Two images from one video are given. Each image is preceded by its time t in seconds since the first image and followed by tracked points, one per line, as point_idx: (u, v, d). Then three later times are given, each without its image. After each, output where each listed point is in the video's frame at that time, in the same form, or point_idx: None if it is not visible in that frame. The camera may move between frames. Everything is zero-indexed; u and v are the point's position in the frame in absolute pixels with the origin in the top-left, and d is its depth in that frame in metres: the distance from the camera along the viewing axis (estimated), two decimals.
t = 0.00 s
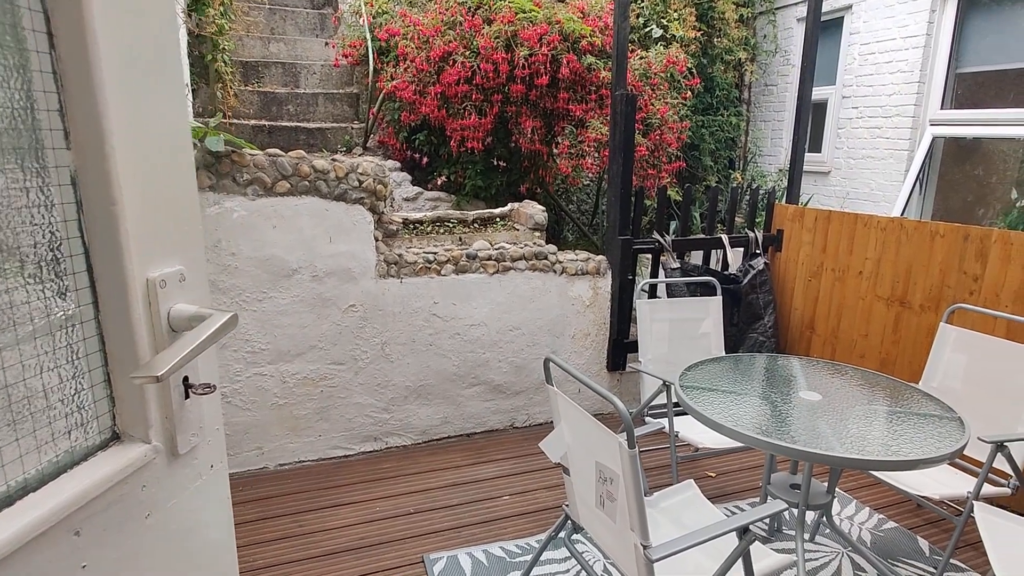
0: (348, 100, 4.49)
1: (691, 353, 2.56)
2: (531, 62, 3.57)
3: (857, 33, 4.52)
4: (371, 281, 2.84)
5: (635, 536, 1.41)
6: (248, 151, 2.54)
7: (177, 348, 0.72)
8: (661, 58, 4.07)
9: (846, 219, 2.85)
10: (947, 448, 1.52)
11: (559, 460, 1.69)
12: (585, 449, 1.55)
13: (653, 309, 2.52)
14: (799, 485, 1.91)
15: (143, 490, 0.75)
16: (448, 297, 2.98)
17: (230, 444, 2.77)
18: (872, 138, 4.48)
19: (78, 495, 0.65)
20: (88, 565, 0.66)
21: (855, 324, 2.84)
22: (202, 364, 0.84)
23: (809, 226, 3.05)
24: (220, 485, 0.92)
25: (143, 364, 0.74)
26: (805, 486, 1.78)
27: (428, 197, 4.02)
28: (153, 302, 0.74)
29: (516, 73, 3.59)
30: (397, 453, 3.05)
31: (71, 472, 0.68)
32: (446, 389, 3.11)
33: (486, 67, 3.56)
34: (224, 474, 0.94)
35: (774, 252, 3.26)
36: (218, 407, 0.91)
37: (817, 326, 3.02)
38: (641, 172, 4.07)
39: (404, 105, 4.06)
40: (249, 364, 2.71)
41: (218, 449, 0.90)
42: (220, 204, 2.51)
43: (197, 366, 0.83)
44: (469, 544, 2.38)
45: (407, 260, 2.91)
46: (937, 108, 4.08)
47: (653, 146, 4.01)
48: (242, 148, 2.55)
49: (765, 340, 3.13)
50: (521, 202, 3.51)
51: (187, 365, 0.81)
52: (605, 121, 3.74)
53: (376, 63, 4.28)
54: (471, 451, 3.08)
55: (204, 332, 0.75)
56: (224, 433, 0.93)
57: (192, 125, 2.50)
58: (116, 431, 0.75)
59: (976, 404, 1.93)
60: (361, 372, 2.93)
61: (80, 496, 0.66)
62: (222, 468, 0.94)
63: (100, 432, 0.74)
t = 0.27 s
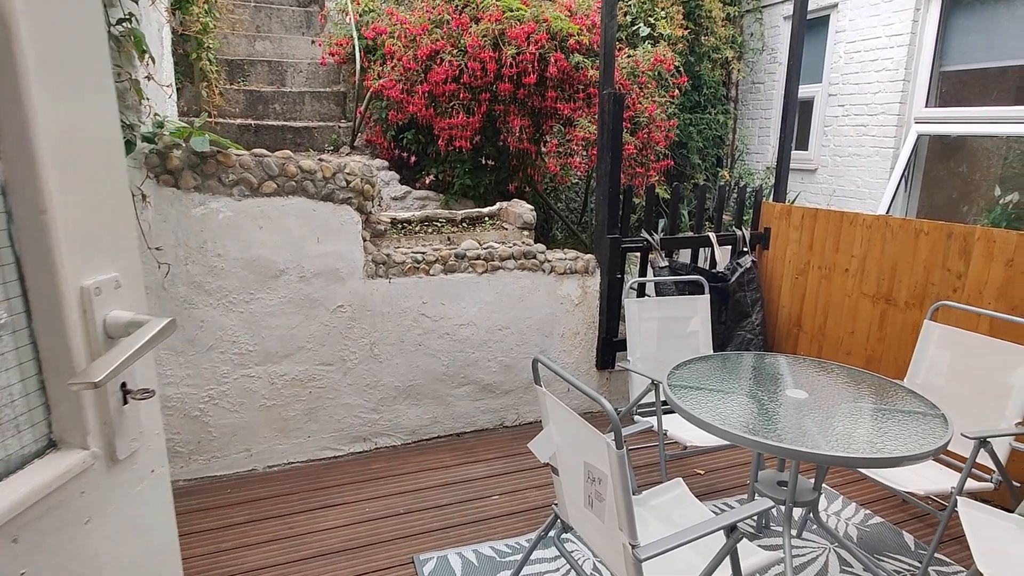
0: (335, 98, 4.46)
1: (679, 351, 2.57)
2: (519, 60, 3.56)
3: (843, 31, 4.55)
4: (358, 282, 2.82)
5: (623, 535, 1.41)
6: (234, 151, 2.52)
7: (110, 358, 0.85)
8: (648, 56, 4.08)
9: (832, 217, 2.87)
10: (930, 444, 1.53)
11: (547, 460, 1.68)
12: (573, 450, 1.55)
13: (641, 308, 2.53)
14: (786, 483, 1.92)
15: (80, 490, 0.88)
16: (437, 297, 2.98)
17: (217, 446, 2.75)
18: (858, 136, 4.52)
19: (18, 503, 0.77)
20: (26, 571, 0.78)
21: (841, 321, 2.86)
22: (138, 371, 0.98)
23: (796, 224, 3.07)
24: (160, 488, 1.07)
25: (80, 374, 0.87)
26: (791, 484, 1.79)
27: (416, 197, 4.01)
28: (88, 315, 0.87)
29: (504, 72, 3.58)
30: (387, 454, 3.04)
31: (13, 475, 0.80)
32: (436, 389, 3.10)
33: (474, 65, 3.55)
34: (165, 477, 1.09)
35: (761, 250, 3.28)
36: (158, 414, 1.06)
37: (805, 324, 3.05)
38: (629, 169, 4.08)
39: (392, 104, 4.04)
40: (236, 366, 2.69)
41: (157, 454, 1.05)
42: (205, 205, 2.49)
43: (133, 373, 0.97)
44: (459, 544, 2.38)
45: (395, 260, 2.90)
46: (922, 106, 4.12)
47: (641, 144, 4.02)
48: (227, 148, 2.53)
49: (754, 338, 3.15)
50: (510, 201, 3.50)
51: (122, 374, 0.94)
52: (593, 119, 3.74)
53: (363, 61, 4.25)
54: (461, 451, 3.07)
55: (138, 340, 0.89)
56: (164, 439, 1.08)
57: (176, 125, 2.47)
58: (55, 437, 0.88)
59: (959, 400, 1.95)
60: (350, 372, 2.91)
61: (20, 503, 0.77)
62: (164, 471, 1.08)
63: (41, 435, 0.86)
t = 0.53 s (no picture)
0: (324, 98, 4.43)
1: (672, 350, 2.57)
2: (510, 59, 3.54)
3: (833, 29, 4.56)
4: (350, 283, 2.80)
5: (619, 539, 1.40)
6: (222, 152, 2.49)
7: (51, 369, 0.80)
8: (639, 54, 4.07)
9: (824, 215, 2.87)
10: (924, 443, 1.53)
11: (541, 463, 1.67)
12: (568, 454, 1.53)
13: (634, 308, 2.52)
14: (780, 482, 1.92)
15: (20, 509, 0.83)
16: (429, 297, 2.96)
17: (208, 450, 2.72)
18: (848, 133, 4.53)
19: None
20: None
21: (834, 319, 2.86)
22: (80, 385, 0.94)
23: (788, 222, 3.07)
24: (109, 502, 1.04)
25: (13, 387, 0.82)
26: (785, 483, 1.78)
27: (408, 197, 3.99)
28: (22, 321, 0.83)
29: (494, 71, 3.55)
30: (379, 456, 3.02)
31: None
32: (428, 390, 3.08)
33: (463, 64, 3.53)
34: (108, 491, 1.04)
35: (753, 248, 3.29)
36: (100, 426, 1.01)
37: (797, 321, 3.05)
38: (621, 168, 4.07)
39: (381, 103, 4.01)
40: (226, 369, 2.66)
41: (101, 467, 1.00)
42: (193, 207, 2.46)
43: (75, 386, 0.93)
44: (453, 547, 2.37)
45: (387, 261, 2.88)
46: (911, 103, 4.14)
47: (633, 142, 4.02)
48: (215, 149, 2.50)
49: (746, 336, 3.15)
50: (502, 201, 3.48)
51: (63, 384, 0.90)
52: (585, 118, 3.73)
53: (353, 60, 4.22)
54: (454, 452, 3.06)
55: (79, 350, 0.84)
56: (106, 454, 1.04)
57: (162, 126, 2.42)
58: None
59: (952, 397, 1.95)
60: (341, 374, 2.89)
61: None
62: (111, 485, 1.05)
63: None
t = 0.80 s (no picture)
0: (314, 98, 4.38)
1: (668, 353, 2.54)
2: (501, 59, 3.49)
3: (824, 28, 4.57)
4: (340, 287, 2.75)
5: (619, 551, 1.37)
6: (209, 155, 2.44)
7: None
8: (631, 54, 4.05)
9: (817, 215, 2.86)
10: (926, 447, 1.50)
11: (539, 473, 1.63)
12: (564, 462, 1.50)
13: (629, 310, 2.49)
14: (780, 487, 1.89)
15: None
16: (421, 301, 2.92)
17: (197, 459, 2.67)
18: (840, 132, 4.55)
19: None
20: None
21: (828, 319, 2.85)
22: None
23: (781, 222, 3.06)
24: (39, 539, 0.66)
25: None
26: (784, 488, 1.75)
27: (398, 198, 3.95)
28: None
29: (485, 70, 3.51)
30: (372, 462, 2.98)
31: None
32: (421, 395, 3.04)
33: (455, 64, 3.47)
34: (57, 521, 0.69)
35: (747, 248, 3.28)
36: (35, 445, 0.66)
37: (791, 322, 3.05)
38: (613, 169, 4.05)
39: (371, 103, 3.97)
40: (214, 376, 2.61)
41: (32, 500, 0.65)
42: (179, 211, 2.40)
43: None
44: (447, 555, 2.33)
45: (378, 264, 2.84)
46: (902, 102, 4.15)
47: (625, 143, 4.00)
48: (202, 151, 2.44)
49: (741, 337, 3.14)
50: (494, 202, 3.44)
51: None
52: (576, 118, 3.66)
53: (342, 60, 4.18)
54: (448, 457, 3.02)
55: None
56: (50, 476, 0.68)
57: (145, 128, 2.36)
58: None
59: (949, 398, 1.93)
60: (333, 380, 2.84)
61: None
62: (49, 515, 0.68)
63: None
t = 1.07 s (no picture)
0: (263, 87, 4.20)
1: (633, 344, 2.53)
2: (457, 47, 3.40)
3: (777, 17, 4.64)
4: (296, 285, 2.64)
5: (592, 549, 1.33)
6: (150, 147, 2.29)
7: None
8: (589, 42, 4.02)
9: (776, 202, 2.90)
10: (890, 432, 1.51)
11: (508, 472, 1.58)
12: (533, 459, 1.46)
13: (594, 302, 2.47)
14: (748, 475, 1.90)
15: None
16: (381, 297, 2.83)
17: (146, 468, 2.53)
18: (793, 121, 4.64)
19: None
20: None
21: (787, 305, 2.91)
22: None
23: (741, 211, 3.10)
24: None
25: None
26: (753, 477, 1.75)
27: (354, 191, 3.84)
28: None
29: (442, 59, 3.42)
30: (334, 464, 2.88)
31: None
32: (383, 393, 2.96)
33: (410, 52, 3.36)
34: None
35: (707, 237, 3.31)
36: None
37: (752, 308, 3.09)
38: (573, 159, 4.02)
39: (324, 93, 3.82)
40: (163, 381, 2.48)
41: None
42: (119, 207, 2.25)
43: None
44: (415, 557, 2.27)
45: (334, 260, 2.73)
46: (853, 91, 4.26)
47: (585, 132, 3.97)
48: (142, 144, 2.29)
49: (703, 325, 3.17)
50: (453, 194, 3.37)
51: None
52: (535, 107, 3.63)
53: (291, 48, 4.03)
54: (413, 456, 2.95)
55: None
56: None
57: (78, 120, 2.20)
58: None
59: (906, 381, 1.97)
60: (290, 381, 2.73)
61: None
62: None
63: None
